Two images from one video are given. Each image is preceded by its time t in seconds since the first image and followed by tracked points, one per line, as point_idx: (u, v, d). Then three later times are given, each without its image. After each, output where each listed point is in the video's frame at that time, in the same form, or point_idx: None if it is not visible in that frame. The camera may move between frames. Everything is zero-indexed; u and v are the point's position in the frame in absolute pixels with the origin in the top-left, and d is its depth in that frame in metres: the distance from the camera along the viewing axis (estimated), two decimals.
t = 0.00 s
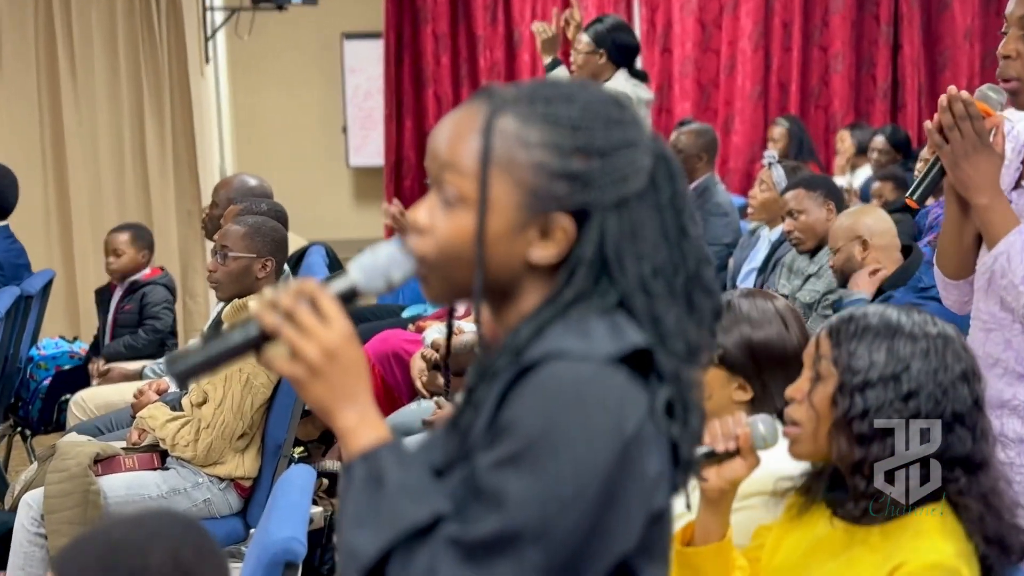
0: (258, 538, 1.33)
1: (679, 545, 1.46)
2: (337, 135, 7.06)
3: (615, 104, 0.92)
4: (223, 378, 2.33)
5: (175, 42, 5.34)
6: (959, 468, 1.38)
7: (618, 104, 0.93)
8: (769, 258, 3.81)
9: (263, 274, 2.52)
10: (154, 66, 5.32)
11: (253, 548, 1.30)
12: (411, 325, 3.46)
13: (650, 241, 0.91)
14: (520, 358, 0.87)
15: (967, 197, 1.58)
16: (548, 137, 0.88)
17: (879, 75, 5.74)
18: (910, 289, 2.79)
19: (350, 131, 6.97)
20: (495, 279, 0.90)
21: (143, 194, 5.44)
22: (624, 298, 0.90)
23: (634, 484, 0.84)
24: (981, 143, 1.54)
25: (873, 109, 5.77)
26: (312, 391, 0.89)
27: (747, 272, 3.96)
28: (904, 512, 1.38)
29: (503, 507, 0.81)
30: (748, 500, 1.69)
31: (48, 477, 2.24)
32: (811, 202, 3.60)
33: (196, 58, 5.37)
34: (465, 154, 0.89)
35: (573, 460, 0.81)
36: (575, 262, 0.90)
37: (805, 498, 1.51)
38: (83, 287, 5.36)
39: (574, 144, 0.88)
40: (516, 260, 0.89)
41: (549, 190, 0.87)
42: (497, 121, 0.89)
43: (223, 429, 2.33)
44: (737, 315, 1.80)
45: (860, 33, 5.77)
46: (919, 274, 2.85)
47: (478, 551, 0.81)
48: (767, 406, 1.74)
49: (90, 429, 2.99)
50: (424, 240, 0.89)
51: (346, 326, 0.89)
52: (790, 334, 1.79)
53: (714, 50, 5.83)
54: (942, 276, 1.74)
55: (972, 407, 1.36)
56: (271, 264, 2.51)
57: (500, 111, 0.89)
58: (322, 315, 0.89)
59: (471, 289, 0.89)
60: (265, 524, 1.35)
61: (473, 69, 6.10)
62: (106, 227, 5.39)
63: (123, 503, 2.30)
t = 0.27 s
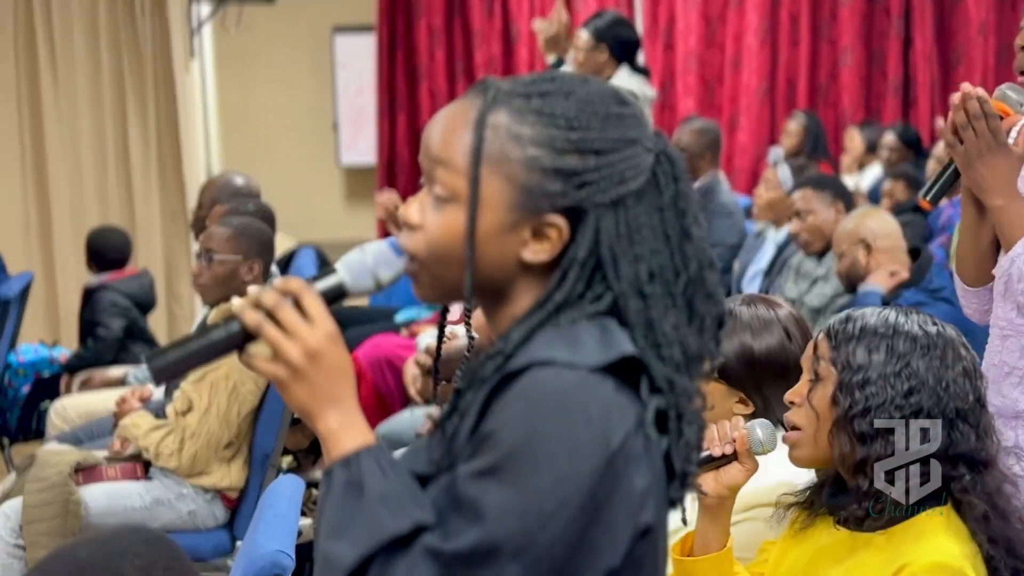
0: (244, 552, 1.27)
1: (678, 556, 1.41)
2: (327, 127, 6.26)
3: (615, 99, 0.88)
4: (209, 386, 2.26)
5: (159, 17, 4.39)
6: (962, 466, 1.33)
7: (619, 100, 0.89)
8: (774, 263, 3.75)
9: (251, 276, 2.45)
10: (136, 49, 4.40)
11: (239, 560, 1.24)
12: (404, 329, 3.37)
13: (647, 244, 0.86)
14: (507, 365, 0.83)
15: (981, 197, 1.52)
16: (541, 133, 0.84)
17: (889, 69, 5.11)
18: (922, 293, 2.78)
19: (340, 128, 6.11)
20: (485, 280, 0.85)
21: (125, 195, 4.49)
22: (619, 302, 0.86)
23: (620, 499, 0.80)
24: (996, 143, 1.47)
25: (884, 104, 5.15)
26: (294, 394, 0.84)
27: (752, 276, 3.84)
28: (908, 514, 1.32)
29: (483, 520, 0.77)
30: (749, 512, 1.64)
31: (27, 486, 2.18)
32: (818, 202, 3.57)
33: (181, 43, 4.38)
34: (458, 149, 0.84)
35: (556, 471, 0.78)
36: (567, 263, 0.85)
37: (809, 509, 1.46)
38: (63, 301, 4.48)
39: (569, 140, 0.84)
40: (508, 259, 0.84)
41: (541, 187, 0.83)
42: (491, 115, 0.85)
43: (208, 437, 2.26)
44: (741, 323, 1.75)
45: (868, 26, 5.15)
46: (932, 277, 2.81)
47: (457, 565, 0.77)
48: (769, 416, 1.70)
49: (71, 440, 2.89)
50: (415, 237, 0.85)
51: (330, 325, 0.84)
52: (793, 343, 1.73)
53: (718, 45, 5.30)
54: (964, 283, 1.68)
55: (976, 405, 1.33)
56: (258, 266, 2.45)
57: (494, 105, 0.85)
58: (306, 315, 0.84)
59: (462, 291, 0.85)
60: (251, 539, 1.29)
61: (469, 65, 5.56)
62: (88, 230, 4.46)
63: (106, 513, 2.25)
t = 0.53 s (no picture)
0: (233, 560, 1.24)
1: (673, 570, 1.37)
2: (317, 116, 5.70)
3: (610, 98, 0.84)
4: (196, 391, 2.23)
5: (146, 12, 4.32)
6: (954, 458, 1.28)
7: (615, 100, 0.85)
8: (778, 265, 3.74)
9: (240, 278, 2.40)
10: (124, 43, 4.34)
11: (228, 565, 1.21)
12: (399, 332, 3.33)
13: (641, 246, 0.83)
14: (497, 371, 0.81)
15: (983, 202, 1.49)
16: (532, 133, 0.82)
17: (897, 66, 5.08)
18: (929, 297, 2.79)
19: (332, 125, 5.68)
20: (475, 283, 0.83)
21: (112, 191, 4.40)
22: (612, 306, 0.83)
23: (612, 508, 0.78)
24: (995, 146, 1.45)
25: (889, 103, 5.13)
26: (279, 400, 0.82)
27: (756, 278, 3.86)
28: (904, 514, 1.28)
29: (473, 530, 0.76)
30: (749, 515, 1.59)
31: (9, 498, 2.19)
32: (824, 202, 3.52)
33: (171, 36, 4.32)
34: (449, 150, 0.82)
35: (544, 480, 0.76)
36: (560, 266, 0.82)
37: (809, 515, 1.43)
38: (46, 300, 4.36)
39: (561, 142, 0.82)
40: (499, 261, 0.82)
41: (532, 190, 0.81)
42: (482, 115, 0.82)
43: (196, 443, 2.21)
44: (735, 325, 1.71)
45: (877, 22, 5.10)
46: (939, 282, 2.82)
47: None
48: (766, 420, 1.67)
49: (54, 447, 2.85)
50: (404, 239, 0.83)
51: (317, 330, 0.83)
52: (790, 343, 1.69)
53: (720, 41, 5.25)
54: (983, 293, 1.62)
55: (965, 397, 1.30)
56: (248, 268, 2.40)
57: (486, 104, 0.83)
58: (292, 319, 0.83)
59: (451, 294, 0.83)
60: (241, 547, 1.26)
61: (466, 62, 5.56)
62: (69, 228, 4.36)
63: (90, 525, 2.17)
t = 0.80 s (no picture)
0: (229, 565, 1.22)
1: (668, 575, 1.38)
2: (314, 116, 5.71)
3: (601, 93, 0.83)
4: (190, 394, 2.20)
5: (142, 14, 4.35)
6: (944, 450, 1.28)
7: (607, 95, 0.84)
8: (779, 265, 3.72)
9: (235, 279, 2.39)
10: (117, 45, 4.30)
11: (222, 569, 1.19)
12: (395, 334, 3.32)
13: (637, 241, 0.82)
14: (492, 371, 0.79)
15: (976, 202, 1.47)
16: (527, 134, 0.80)
17: (899, 66, 5.08)
18: (930, 299, 2.79)
19: (328, 125, 5.64)
20: (471, 283, 0.81)
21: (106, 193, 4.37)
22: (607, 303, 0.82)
23: (608, 508, 0.76)
24: (980, 146, 1.44)
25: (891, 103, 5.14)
26: (275, 397, 0.81)
27: (757, 279, 3.81)
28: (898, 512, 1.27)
29: (468, 529, 0.73)
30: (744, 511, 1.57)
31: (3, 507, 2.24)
32: (825, 202, 3.48)
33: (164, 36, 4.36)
34: (441, 151, 0.80)
35: (541, 480, 0.74)
36: (556, 264, 0.81)
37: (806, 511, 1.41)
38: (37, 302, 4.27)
39: (555, 141, 0.80)
40: (496, 263, 0.81)
41: (527, 191, 0.79)
42: (473, 117, 0.80)
43: (191, 447, 2.19)
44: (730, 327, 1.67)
45: (879, 20, 5.09)
46: (940, 284, 2.82)
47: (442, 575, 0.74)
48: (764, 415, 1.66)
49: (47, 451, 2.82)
50: (400, 242, 0.81)
51: (312, 327, 0.81)
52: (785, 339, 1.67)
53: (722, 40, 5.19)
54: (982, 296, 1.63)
55: (951, 389, 1.29)
56: (243, 269, 2.40)
57: (479, 106, 0.81)
58: (288, 316, 0.81)
59: (447, 293, 0.81)
60: (235, 552, 1.24)
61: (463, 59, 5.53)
62: (63, 232, 4.31)
63: (83, 529, 2.15)
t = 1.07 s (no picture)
0: (225, 567, 1.21)
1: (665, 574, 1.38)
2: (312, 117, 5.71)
3: (602, 102, 0.82)
4: (188, 397, 2.19)
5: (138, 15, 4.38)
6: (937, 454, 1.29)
7: (607, 103, 0.82)
8: (779, 265, 3.71)
9: (232, 281, 2.39)
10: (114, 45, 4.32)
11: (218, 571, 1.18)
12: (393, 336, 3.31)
13: (632, 247, 0.81)
14: (490, 371, 0.78)
15: (963, 196, 1.47)
16: (527, 139, 0.78)
17: (899, 66, 5.07)
18: (929, 301, 2.79)
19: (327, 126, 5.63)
20: (466, 285, 0.81)
21: (102, 194, 4.38)
22: (603, 308, 0.81)
23: (606, 508, 0.75)
24: (968, 141, 1.43)
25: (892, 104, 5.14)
26: (275, 400, 0.80)
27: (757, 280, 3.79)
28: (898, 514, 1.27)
29: (470, 527, 0.72)
30: (737, 505, 1.55)
31: None
32: (824, 203, 3.47)
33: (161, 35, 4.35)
34: (441, 153, 0.80)
35: (542, 481, 0.72)
36: (551, 268, 0.81)
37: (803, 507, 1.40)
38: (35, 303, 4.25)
39: (554, 148, 0.79)
40: (492, 266, 0.80)
41: (526, 197, 0.78)
42: (474, 122, 0.79)
43: (189, 450, 2.18)
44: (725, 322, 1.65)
45: (879, 20, 5.09)
46: (940, 285, 2.82)
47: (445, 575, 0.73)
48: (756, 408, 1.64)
49: (45, 452, 2.81)
50: (398, 239, 0.81)
51: (310, 331, 0.80)
52: (779, 335, 1.65)
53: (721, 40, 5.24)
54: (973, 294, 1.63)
55: (948, 394, 1.30)
56: (241, 270, 2.40)
57: (479, 109, 0.80)
58: (285, 318, 0.79)
59: (443, 294, 0.80)
60: (231, 555, 1.23)
61: (461, 58, 5.41)
62: (60, 232, 4.31)
63: (80, 531, 2.14)
